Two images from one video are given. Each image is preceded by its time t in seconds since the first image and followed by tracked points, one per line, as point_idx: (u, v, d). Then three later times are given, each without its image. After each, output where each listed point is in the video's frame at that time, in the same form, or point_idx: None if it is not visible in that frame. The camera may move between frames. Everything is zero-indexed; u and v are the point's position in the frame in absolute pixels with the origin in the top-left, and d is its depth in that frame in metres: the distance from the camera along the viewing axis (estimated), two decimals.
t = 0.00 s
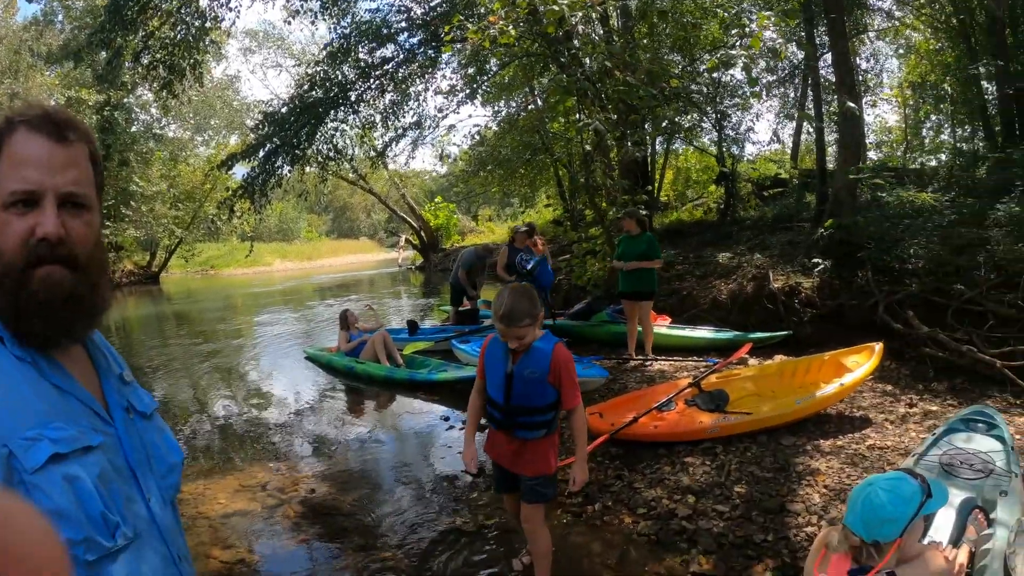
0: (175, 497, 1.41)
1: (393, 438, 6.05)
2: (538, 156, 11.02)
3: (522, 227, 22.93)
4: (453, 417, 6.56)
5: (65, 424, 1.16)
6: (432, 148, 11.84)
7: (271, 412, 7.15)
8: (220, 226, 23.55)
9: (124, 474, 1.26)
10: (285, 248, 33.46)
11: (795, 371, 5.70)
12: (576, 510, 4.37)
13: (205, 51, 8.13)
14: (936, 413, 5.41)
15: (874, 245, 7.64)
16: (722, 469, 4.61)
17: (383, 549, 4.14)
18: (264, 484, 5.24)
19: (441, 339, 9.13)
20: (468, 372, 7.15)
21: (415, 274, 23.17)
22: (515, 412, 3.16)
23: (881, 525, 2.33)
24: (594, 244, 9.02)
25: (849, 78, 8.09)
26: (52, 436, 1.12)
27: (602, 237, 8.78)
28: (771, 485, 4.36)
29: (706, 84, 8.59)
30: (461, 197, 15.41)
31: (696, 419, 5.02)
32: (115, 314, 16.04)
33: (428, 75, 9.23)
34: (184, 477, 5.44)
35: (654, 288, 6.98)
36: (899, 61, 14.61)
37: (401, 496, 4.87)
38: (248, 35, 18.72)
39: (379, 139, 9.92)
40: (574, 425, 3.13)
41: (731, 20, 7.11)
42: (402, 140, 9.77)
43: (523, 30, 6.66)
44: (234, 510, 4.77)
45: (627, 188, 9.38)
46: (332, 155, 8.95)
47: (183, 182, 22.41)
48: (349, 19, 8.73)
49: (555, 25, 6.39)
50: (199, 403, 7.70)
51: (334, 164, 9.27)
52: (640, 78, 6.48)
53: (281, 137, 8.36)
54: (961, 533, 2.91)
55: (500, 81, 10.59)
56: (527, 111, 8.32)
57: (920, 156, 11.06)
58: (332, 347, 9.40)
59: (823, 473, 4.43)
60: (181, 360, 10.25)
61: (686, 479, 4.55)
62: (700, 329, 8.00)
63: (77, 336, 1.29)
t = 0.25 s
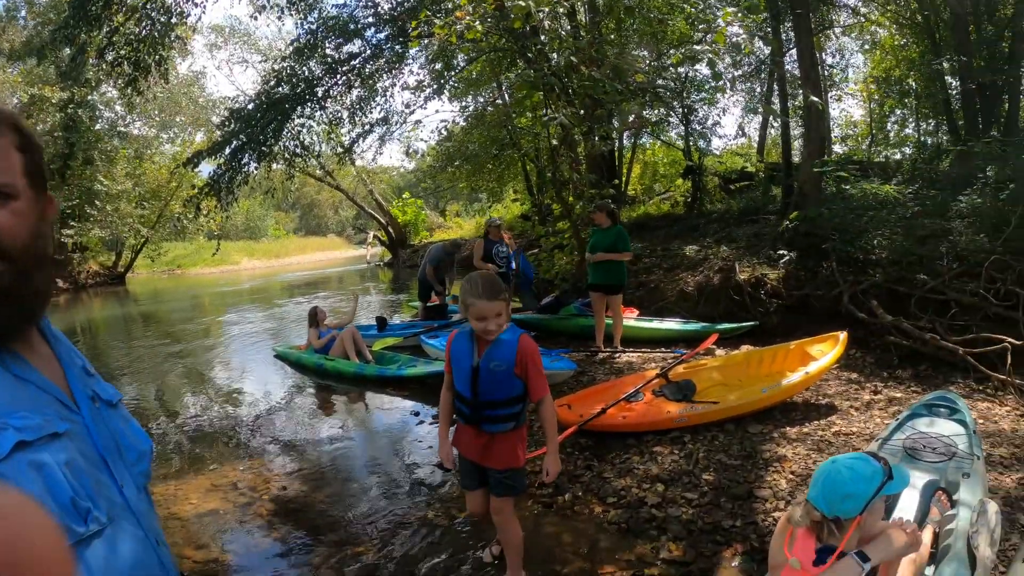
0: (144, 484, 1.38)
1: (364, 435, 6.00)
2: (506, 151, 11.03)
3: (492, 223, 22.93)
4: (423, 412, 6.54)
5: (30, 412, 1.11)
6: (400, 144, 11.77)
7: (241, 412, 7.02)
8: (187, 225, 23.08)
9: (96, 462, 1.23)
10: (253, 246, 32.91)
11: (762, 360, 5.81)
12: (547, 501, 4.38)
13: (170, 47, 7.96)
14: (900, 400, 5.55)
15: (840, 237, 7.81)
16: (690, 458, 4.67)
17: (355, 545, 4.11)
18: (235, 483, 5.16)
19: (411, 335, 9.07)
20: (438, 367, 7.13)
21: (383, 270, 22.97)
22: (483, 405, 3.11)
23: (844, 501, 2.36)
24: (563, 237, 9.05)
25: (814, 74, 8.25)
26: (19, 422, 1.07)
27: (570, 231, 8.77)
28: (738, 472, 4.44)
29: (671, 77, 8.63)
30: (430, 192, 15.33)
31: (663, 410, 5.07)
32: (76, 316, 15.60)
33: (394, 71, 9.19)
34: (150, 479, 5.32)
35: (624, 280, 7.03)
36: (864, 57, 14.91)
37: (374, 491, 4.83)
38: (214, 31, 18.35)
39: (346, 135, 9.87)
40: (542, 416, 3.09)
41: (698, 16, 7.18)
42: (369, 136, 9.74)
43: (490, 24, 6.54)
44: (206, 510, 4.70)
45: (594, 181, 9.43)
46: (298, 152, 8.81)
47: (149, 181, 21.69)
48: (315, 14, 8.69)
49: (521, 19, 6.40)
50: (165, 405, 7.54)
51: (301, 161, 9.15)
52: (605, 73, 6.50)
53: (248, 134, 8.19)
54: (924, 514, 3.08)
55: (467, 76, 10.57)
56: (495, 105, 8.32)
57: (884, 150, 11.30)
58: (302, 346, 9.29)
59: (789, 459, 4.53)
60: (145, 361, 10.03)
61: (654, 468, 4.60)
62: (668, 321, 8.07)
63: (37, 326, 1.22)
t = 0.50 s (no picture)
0: (135, 473, 1.35)
1: (351, 431, 5.99)
2: (490, 148, 11.04)
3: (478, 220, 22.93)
4: (410, 408, 6.53)
5: None
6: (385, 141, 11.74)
7: (226, 412, 6.94)
8: (172, 223, 22.88)
9: (80, 456, 1.21)
10: (237, 245, 32.65)
11: (744, 355, 5.84)
12: (532, 494, 4.40)
13: (155, 45, 7.90)
14: (881, 392, 5.62)
15: (822, 233, 7.78)
16: (674, 450, 4.70)
17: (342, 540, 4.10)
18: (223, 480, 5.13)
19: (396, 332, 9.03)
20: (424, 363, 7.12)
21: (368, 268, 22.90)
22: (465, 396, 3.10)
23: (827, 475, 2.26)
24: (548, 234, 9.07)
25: (797, 71, 8.33)
26: None
27: (555, 227, 8.77)
28: (722, 464, 4.47)
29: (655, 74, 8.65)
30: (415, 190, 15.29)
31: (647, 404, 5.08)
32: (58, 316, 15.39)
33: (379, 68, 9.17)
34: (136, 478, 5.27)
35: (610, 277, 7.04)
36: (848, 54, 15.04)
37: (360, 487, 4.82)
38: (198, 28, 18.19)
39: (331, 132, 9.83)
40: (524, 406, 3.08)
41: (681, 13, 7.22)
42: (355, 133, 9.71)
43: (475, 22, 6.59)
44: (195, 507, 4.65)
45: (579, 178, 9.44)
46: (284, 149, 8.77)
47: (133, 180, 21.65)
48: (300, 12, 8.65)
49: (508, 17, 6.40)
50: (150, 404, 7.47)
51: (286, 159, 9.10)
52: (588, 70, 6.50)
53: (233, 131, 8.15)
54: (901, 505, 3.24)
55: (452, 73, 10.56)
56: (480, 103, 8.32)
57: (868, 146, 11.41)
58: (288, 343, 9.24)
59: (773, 451, 4.57)
60: (129, 361, 9.93)
61: (639, 461, 4.62)
62: (653, 316, 8.09)
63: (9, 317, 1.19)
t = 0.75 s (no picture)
0: (120, 462, 1.74)
1: (333, 427, 5.97)
2: (471, 145, 11.04)
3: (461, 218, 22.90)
4: (392, 404, 6.51)
5: None
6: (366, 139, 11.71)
7: (209, 411, 6.86)
8: (153, 223, 22.62)
9: (59, 449, 1.60)
10: (218, 243, 32.31)
11: (722, 348, 5.88)
12: (513, 487, 4.41)
13: (136, 43, 7.81)
14: (856, 384, 5.70)
15: (800, 228, 7.98)
16: (652, 443, 4.73)
17: (327, 534, 4.09)
18: (208, 477, 5.09)
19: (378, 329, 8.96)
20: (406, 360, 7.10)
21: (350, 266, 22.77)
22: (439, 387, 3.08)
23: (810, 458, 2.11)
24: (528, 231, 9.10)
25: (775, 69, 8.40)
26: None
27: (536, 224, 8.80)
28: (700, 455, 4.51)
29: (636, 71, 8.67)
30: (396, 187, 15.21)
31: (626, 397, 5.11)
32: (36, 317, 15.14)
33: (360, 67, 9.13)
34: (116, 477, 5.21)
35: (591, 273, 6.95)
36: (827, 53, 15.19)
37: (343, 482, 4.80)
38: (179, 25, 17.99)
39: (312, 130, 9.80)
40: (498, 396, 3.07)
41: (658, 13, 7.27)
42: (336, 131, 9.69)
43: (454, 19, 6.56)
44: (179, 505, 4.61)
45: (560, 175, 9.48)
46: (265, 148, 8.70)
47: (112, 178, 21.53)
48: (280, 10, 8.63)
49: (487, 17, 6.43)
50: (131, 404, 7.39)
51: (267, 158, 9.00)
52: (566, 68, 6.49)
53: (214, 129, 8.09)
54: (876, 491, 3.28)
55: (433, 71, 10.56)
56: (462, 100, 8.33)
57: (847, 144, 11.51)
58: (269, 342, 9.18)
59: (749, 443, 4.62)
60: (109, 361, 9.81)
61: (617, 453, 4.65)
62: (634, 312, 8.08)
63: None
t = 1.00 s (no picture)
0: (101, 455, 1.90)
1: (314, 425, 5.94)
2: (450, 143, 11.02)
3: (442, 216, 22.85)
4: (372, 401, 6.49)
5: None
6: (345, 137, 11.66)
7: (189, 411, 6.78)
8: (131, 222, 22.26)
9: (45, 444, 1.74)
10: (196, 242, 31.91)
11: (698, 343, 5.92)
12: (492, 480, 4.43)
13: (114, 40, 7.71)
14: (830, 377, 5.78)
15: (777, 225, 8.10)
16: (629, 436, 4.77)
17: (307, 529, 4.07)
18: (190, 475, 5.05)
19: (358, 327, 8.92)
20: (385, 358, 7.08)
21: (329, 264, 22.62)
22: (412, 380, 3.06)
23: (788, 447, 2.14)
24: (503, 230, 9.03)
25: (752, 67, 8.47)
26: None
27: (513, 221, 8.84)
28: (675, 448, 4.55)
29: (614, 69, 8.71)
30: (375, 185, 15.12)
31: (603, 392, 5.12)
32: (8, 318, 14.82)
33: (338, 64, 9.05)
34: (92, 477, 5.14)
35: (568, 269, 6.96)
36: (804, 51, 15.34)
37: (323, 478, 4.78)
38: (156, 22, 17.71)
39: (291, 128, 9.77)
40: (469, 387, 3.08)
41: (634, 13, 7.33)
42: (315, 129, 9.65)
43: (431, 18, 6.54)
44: (161, 503, 4.56)
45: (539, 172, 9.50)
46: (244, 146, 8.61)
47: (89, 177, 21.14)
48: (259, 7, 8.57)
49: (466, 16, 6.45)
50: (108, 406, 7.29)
51: (245, 156, 8.89)
52: (544, 67, 6.50)
53: (194, 127, 8.03)
54: (847, 481, 3.34)
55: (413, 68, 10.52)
56: (440, 99, 8.33)
57: (824, 142, 11.62)
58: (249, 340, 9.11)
59: (724, 435, 4.67)
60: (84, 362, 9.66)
61: (594, 447, 4.68)
62: (611, 309, 8.10)
63: None
